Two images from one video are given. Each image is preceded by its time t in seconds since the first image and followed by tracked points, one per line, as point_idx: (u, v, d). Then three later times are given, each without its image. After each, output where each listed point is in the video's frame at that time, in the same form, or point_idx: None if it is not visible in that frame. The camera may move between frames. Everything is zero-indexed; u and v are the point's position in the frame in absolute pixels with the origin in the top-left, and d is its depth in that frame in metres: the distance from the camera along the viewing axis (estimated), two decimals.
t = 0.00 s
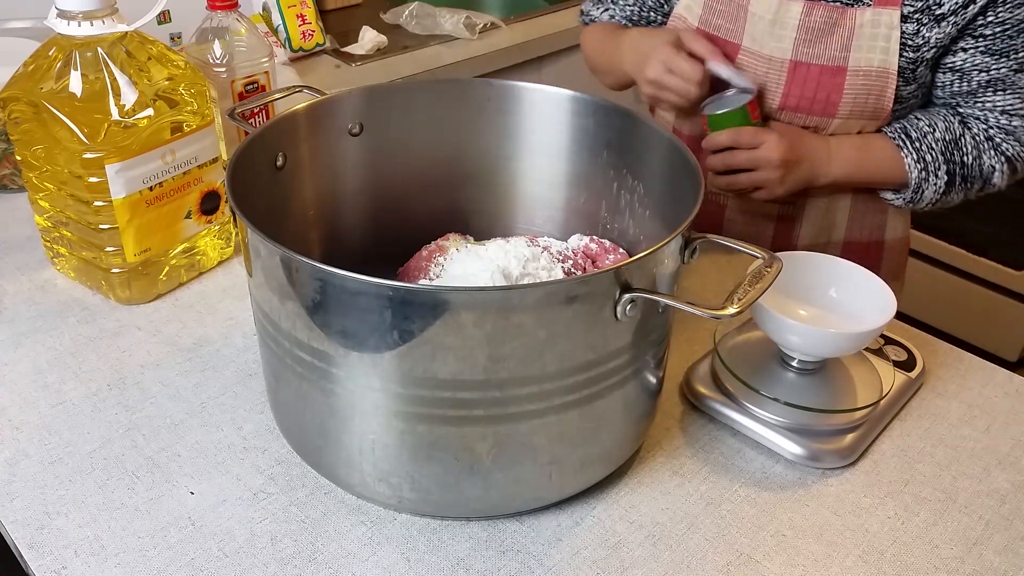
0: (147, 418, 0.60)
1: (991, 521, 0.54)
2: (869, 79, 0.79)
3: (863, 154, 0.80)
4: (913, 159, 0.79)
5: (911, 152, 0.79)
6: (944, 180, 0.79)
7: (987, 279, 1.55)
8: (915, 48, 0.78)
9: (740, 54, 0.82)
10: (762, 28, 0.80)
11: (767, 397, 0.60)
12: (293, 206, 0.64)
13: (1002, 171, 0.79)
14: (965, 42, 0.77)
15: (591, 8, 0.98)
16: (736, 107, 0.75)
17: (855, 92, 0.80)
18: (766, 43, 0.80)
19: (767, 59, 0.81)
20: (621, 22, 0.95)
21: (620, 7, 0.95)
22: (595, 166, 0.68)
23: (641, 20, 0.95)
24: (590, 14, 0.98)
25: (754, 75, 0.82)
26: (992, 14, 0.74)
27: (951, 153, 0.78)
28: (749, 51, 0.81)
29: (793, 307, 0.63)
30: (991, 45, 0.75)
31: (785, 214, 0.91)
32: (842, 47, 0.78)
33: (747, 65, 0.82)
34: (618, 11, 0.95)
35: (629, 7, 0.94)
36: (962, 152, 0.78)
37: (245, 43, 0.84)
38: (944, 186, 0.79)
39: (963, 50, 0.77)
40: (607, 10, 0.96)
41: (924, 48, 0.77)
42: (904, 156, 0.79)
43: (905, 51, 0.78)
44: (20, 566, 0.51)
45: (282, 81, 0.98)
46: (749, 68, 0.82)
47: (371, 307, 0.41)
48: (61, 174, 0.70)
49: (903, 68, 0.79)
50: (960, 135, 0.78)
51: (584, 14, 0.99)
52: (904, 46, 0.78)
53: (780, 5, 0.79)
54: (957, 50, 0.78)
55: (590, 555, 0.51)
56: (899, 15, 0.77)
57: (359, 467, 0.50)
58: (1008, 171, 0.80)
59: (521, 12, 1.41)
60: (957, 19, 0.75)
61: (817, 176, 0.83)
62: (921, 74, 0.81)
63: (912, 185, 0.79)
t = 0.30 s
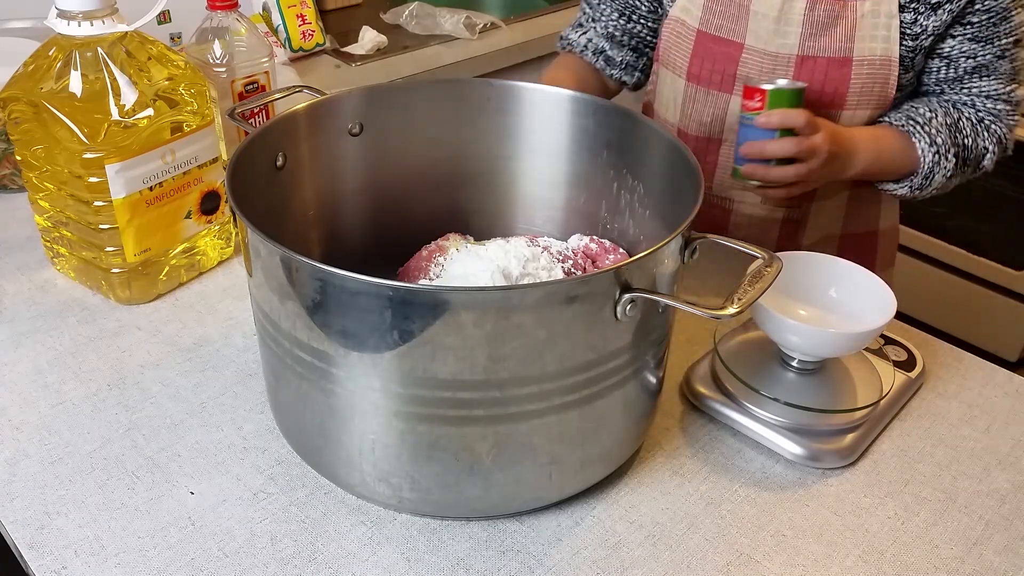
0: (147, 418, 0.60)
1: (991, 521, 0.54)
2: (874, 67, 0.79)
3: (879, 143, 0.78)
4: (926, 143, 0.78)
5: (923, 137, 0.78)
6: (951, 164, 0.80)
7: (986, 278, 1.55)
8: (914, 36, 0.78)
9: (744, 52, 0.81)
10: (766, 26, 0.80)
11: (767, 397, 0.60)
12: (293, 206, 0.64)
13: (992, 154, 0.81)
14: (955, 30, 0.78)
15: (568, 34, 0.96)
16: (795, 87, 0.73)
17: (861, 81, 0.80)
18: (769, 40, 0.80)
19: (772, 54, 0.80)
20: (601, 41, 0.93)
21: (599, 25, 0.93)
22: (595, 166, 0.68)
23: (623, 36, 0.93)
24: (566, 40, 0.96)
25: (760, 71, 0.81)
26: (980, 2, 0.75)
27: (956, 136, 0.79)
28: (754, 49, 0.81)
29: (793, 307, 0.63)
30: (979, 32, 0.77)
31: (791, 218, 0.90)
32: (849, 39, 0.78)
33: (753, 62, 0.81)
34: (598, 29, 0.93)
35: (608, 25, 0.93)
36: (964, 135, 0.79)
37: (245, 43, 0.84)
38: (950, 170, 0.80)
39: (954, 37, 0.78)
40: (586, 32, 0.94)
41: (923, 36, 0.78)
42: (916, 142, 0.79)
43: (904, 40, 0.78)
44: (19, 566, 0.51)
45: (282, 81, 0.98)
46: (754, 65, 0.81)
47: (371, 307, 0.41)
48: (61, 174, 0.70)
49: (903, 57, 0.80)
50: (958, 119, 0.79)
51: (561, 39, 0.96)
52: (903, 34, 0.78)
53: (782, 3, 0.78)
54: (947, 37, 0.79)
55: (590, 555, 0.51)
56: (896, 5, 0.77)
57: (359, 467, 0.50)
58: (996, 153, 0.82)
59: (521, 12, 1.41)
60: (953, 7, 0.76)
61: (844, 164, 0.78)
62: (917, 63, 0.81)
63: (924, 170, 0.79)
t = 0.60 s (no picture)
0: (147, 418, 0.60)
1: (991, 521, 0.54)
2: (870, 63, 0.79)
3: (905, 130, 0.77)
4: (942, 131, 0.78)
5: (938, 125, 0.78)
6: (961, 148, 0.80)
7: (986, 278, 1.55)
8: (905, 30, 0.79)
9: (742, 54, 0.80)
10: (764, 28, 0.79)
11: (767, 397, 0.60)
12: (293, 205, 0.64)
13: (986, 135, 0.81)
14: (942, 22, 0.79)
15: (563, 40, 0.96)
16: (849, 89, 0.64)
17: (859, 77, 0.80)
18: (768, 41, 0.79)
19: (771, 56, 0.80)
20: (593, 49, 0.93)
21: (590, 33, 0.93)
22: (595, 166, 0.68)
23: (615, 43, 0.93)
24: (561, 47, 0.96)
25: (759, 73, 0.81)
26: None
27: (961, 120, 0.79)
28: (751, 51, 0.80)
29: (793, 307, 0.64)
30: (964, 21, 0.79)
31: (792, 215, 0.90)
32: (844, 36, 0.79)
33: (751, 65, 0.81)
34: (590, 37, 0.93)
35: (600, 31, 0.93)
36: (969, 118, 0.79)
37: (245, 43, 0.84)
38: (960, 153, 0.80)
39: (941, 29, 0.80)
40: (578, 40, 0.94)
41: (913, 29, 0.79)
42: (933, 130, 0.78)
43: (897, 34, 0.79)
44: (19, 566, 0.51)
45: (282, 81, 0.98)
46: (753, 67, 0.81)
47: (371, 307, 0.41)
48: (61, 174, 0.70)
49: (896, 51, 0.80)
50: (960, 104, 0.79)
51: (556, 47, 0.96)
52: (896, 28, 0.79)
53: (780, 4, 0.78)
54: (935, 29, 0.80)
55: (590, 555, 0.51)
56: None
57: (359, 467, 0.50)
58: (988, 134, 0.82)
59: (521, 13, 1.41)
60: None
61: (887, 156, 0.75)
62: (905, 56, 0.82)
63: (940, 155, 0.79)
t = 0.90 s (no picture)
0: (146, 418, 0.60)
1: (990, 521, 0.54)
2: (870, 69, 0.79)
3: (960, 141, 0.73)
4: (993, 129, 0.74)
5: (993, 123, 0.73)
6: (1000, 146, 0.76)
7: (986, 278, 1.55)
8: (910, 37, 0.79)
9: (740, 59, 0.81)
10: (763, 32, 0.79)
11: (767, 397, 0.60)
12: (293, 206, 0.64)
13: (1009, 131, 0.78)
14: (954, 29, 0.79)
15: (575, 45, 0.97)
16: (974, 95, 0.63)
17: (858, 83, 0.79)
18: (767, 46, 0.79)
19: (769, 61, 0.80)
20: (605, 53, 0.94)
21: (601, 38, 0.94)
22: (595, 166, 0.68)
23: (626, 47, 0.93)
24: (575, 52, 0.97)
25: (757, 78, 0.81)
26: None
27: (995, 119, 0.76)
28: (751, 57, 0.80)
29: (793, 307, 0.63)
30: (978, 27, 0.78)
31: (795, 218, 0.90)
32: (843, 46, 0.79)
33: (750, 70, 0.81)
34: (602, 42, 0.93)
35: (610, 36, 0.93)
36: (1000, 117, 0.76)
37: (245, 43, 0.84)
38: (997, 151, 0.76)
39: (955, 36, 0.79)
40: (590, 45, 0.94)
41: (918, 36, 0.78)
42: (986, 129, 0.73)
43: (900, 41, 0.79)
44: (19, 566, 0.51)
45: (282, 81, 0.98)
46: (752, 72, 0.81)
47: (371, 307, 0.41)
48: (61, 174, 0.70)
49: (898, 58, 0.80)
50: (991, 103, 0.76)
51: (570, 52, 0.97)
52: (898, 36, 0.79)
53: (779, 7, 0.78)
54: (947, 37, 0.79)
55: (590, 555, 0.51)
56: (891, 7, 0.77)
57: (359, 467, 0.50)
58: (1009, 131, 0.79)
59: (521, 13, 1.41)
60: (948, 6, 0.76)
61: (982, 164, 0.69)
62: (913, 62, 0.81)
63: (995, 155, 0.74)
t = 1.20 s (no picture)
0: (147, 418, 0.60)
1: (990, 521, 0.54)
2: (941, 110, 0.81)
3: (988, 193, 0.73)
4: None
5: None
6: None
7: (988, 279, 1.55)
8: (988, 75, 0.79)
9: (798, 90, 0.84)
10: (823, 62, 0.82)
11: (767, 397, 0.60)
12: (293, 206, 0.64)
13: None
14: None
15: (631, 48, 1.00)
16: None
17: (927, 125, 0.81)
18: (827, 78, 0.83)
19: (824, 94, 0.83)
20: (653, 61, 0.97)
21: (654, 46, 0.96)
22: (595, 166, 0.68)
23: (674, 60, 0.96)
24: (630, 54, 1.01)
25: (814, 111, 0.84)
26: None
27: None
28: (809, 87, 0.84)
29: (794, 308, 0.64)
30: None
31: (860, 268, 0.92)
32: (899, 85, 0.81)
33: (809, 102, 0.84)
34: (654, 48, 0.96)
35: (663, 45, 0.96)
36: None
37: (245, 43, 0.84)
38: None
39: None
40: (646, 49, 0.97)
41: (997, 76, 0.78)
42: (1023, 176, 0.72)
43: (977, 80, 0.79)
44: (19, 566, 0.51)
45: (282, 81, 0.98)
46: (809, 105, 0.85)
47: (372, 307, 0.41)
48: (61, 174, 0.70)
49: (976, 97, 0.80)
50: None
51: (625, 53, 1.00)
52: (976, 74, 0.79)
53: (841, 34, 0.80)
54: None
55: (590, 555, 0.51)
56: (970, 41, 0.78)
57: (359, 467, 0.50)
58: None
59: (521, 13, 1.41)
60: None
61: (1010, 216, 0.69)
62: (991, 103, 0.81)
63: None
